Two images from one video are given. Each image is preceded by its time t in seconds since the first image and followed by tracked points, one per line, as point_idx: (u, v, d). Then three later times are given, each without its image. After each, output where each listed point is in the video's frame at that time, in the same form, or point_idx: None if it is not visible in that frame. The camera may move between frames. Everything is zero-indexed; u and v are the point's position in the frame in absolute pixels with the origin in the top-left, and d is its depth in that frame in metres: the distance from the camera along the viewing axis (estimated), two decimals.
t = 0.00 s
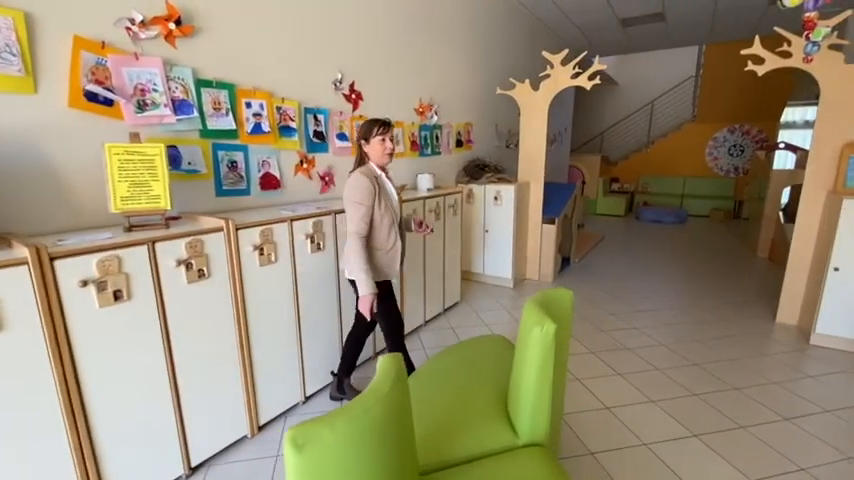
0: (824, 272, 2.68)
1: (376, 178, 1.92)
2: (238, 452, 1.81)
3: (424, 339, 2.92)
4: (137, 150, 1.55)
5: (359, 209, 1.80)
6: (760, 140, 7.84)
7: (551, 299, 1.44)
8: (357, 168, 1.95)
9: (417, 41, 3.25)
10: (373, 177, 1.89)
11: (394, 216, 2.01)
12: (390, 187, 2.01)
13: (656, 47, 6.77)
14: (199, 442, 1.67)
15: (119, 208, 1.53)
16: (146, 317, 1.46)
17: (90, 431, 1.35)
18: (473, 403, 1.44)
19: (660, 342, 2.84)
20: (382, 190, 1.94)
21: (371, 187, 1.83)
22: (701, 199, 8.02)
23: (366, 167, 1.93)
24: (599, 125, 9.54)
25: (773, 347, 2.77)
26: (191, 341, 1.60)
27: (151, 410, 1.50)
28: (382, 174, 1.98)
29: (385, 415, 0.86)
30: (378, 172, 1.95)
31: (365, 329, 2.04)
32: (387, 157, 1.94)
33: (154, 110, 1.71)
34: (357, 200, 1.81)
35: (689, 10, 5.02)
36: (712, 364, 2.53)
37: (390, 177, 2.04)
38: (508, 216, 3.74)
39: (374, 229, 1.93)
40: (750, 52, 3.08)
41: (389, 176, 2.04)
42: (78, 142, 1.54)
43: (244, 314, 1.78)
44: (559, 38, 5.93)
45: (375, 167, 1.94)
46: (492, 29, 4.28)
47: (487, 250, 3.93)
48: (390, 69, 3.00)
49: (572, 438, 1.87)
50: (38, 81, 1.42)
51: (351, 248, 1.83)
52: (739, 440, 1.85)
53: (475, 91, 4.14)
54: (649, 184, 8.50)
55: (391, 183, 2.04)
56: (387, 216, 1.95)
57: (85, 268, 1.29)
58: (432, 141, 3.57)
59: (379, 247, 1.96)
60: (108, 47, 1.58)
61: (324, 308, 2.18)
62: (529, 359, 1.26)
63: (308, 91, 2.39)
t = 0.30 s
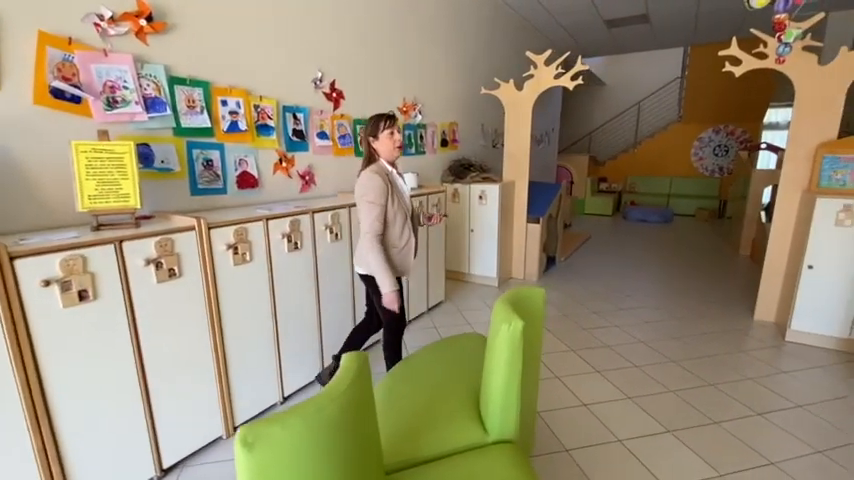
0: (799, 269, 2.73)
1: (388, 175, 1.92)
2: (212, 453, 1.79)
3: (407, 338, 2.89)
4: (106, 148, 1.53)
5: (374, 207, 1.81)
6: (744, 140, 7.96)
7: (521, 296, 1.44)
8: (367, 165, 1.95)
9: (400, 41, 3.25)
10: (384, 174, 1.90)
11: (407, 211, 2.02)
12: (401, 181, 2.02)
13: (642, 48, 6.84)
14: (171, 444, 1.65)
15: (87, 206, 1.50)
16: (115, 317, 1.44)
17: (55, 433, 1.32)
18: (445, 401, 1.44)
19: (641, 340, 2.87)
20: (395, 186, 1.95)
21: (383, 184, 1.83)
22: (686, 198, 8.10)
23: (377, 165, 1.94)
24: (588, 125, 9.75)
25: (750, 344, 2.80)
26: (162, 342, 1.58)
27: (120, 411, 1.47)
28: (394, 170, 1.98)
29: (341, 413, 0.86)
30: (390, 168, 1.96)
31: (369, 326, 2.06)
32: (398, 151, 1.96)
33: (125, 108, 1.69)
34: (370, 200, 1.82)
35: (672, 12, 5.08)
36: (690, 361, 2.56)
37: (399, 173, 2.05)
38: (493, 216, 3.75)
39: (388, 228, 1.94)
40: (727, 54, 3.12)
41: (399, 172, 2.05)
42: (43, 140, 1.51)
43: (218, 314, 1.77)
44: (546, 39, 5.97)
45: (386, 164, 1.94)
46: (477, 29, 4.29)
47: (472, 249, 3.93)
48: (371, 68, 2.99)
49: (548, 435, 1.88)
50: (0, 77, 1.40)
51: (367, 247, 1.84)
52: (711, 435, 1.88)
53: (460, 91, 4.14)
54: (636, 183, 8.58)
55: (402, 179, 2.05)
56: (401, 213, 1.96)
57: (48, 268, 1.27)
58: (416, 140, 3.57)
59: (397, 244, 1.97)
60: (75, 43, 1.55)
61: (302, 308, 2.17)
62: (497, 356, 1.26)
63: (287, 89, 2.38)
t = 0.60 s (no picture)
0: (775, 266, 2.78)
1: (389, 171, 1.92)
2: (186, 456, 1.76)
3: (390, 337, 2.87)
4: (72, 144, 1.49)
5: (377, 203, 1.80)
6: (726, 140, 8.07)
7: (496, 294, 1.44)
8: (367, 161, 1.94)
9: (383, 39, 3.23)
10: (385, 170, 1.89)
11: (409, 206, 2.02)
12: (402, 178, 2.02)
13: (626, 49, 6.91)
14: (143, 447, 1.62)
15: (52, 205, 1.46)
16: (81, 318, 1.40)
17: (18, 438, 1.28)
18: (419, 399, 1.44)
19: (621, 337, 2.89)
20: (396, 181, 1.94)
21: (384, 180, 1.83)
22: (670, 197, 8.18)
23: (378, 160, 1.93)
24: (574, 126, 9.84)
25: (728, 340, 2.85)
26: (132, 344, 1.55)
27: (88, 414, 1.44)
28: (394, 166, 1.97)
29: (300, 414, 0.84)
30: (391, 164, 1.95)
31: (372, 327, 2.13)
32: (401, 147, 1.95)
33: (94, 104, 1.64)
34: (372, 196, 1.81)
35: (655, 13, 5.13)
36: (669, 358, 2.59)
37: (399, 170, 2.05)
38: (477, 214, 3.75)
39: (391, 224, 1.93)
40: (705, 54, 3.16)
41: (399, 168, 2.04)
42: (6, 137, 1.47)
43: (192, 314, 1.73)
44: (531, 39, 6.00)
45: (387, 159, 1.94)
46: (462, 28, 4.29)
47: (457, 248, 3.93)
48: (353, 66, 2.97)
49: (527, 433, 1.88)
50: None
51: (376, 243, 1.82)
52: (687, 431, 1.90)
53: (445, 90, 4.14)
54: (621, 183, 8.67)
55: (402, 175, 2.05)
56: (403, 208, 1.95)
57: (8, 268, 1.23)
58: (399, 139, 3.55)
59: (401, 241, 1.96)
60: (40, 37, 1.51)
61: (281, 307, 2.14)
62: (470, 353, 1.26)
63: (265, 86, 2.35)
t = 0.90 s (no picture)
0: (752, 263, 2.83)
1: (382, 170, 1.88)
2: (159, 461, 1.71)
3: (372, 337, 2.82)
4: (34, 140, 1.42)
5: (363, 203, 1.78)
6: (707, 140, 8.20)
7: (475, 292, 1.42)
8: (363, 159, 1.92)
9: (365, 36, 3.19)
10: (378, 170, 1.85)
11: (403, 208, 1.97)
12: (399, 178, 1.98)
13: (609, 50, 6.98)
14: (112, 454, 1.56)
15: (14, 202, 1.39)
16: (43, 321, 1.34)
17: None
18: (397, 400, 1.41)
19: (604, 334, 2.91)
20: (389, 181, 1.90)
21: (374, 181, 1.78)
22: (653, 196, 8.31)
23: (373, 158, 1.89)
24: (559, 126, 9.94)
25: (707, 336, 2.89)
26: (100, 347, 1.49)
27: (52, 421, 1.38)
28: (388, 166, 1.93)
29: (265, 419, 0.81)
30: (385, 164, 1.91)
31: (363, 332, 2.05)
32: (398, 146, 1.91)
33: (58, 98, 1.58)
34: (360, 196, 1.78)
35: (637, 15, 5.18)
36: (650, 354, 2.61)
37: (397, 170, 2.01)
38: (462, 213, 3.74)
39: (380, 225, 1.89)
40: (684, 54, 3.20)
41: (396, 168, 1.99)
42: None
43: (164, 316, 1.68)
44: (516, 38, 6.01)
45: (381, 159, 1.90)
46: (446, 26, 4.28)
47: (441, 246, 3.92)
48: (334, 63, 2.93)
49: (509, 431, 1.87)
50: None
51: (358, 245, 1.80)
52: (666, 426, 1.92)
53: (429, 88, 4.12)
54: (605, 182, 8.77)
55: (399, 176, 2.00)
56: (396, 209, 1.91)
57: None
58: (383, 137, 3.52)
59: (393, 242, 1.91)
60: None
61: (259, 308, 2.09)
62: (447, 352, 1.24)
63: (241, 82, 2.29)
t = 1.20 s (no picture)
0: (728, 261, 2.88)
1: (383, 172, 1.84)
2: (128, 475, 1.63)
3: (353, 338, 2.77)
4: None
5: (353, 201, 1.78)
6: (684, 140, 8.37)
7: (454, 293, 1.40)
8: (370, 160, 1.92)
9: (344, 33, 3.14)
10: (377, 171, 1.82)
11: (404, 212, 1.91)
12: (406, 182, 1.92)
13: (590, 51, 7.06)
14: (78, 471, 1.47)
15: None
16: None
17: None
18: (375, 404, 1.38)
19: (585, 333, 2.93)
20: (392, 185, 1.86)
21: (367, 180, 1.76)
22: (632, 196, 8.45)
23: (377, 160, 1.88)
24: (541, 126, 10.03)
25: (685, 333, 2.93)
26: (62, 357, 1.41)
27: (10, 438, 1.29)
28: (393, 169, 1.88)
29: (230, 431, 0.77)
30: (389, 166, 1.87)
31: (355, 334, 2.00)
32: (404, 148, 1.86)
33: (16, 93, 1.48)
34: (352, 194, 1.79)
35: (616, 16, 5.25)
36: (630, 352, 2.64)
37: (407, 175, 1.94)
38: (444, 212, 3.72)
39: (373, 225, 1.86)
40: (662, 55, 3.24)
41: (405, 172, 1.92)
42: None
43: (132, 322, 1.60)
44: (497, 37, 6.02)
45: (385, 161, 1.87)
46: (427, 25, 4.25)
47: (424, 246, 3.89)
48: (312, 60, 2.87)
49: (490, 433, 1.86)
50: None
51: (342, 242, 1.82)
52: (646, 424, 1.93)
53: (411, 87, 4.09)
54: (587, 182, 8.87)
55: (407, 180, 1.93)
56: (393, 211, 1.85)
57: None
58: (363, 136, 3.47)
59: (386, 244, 1.86)
60: None
61: (234, 312, 2.03)
62: (425, 355, 1.21)
63: (214, 78, 2.22)
